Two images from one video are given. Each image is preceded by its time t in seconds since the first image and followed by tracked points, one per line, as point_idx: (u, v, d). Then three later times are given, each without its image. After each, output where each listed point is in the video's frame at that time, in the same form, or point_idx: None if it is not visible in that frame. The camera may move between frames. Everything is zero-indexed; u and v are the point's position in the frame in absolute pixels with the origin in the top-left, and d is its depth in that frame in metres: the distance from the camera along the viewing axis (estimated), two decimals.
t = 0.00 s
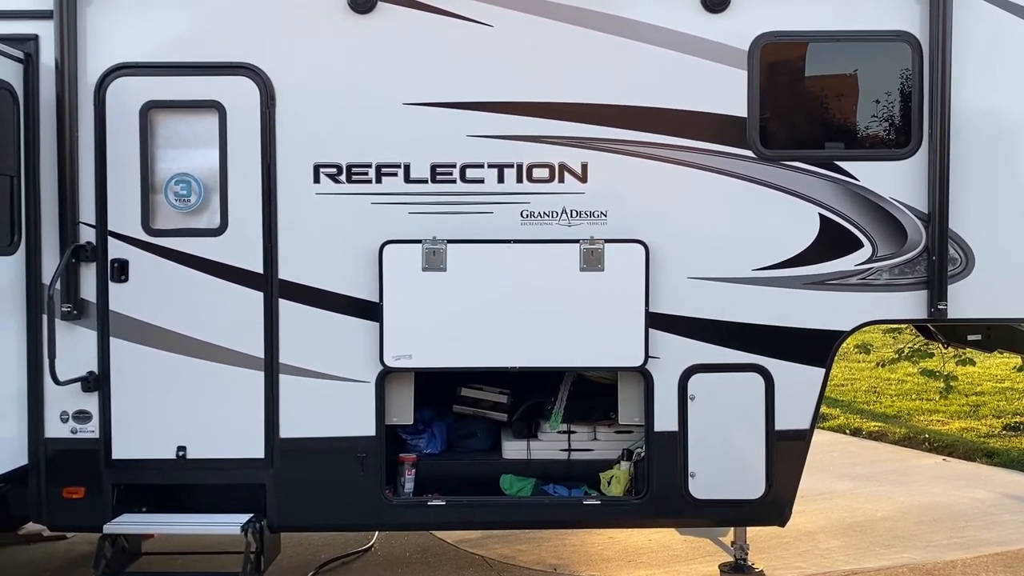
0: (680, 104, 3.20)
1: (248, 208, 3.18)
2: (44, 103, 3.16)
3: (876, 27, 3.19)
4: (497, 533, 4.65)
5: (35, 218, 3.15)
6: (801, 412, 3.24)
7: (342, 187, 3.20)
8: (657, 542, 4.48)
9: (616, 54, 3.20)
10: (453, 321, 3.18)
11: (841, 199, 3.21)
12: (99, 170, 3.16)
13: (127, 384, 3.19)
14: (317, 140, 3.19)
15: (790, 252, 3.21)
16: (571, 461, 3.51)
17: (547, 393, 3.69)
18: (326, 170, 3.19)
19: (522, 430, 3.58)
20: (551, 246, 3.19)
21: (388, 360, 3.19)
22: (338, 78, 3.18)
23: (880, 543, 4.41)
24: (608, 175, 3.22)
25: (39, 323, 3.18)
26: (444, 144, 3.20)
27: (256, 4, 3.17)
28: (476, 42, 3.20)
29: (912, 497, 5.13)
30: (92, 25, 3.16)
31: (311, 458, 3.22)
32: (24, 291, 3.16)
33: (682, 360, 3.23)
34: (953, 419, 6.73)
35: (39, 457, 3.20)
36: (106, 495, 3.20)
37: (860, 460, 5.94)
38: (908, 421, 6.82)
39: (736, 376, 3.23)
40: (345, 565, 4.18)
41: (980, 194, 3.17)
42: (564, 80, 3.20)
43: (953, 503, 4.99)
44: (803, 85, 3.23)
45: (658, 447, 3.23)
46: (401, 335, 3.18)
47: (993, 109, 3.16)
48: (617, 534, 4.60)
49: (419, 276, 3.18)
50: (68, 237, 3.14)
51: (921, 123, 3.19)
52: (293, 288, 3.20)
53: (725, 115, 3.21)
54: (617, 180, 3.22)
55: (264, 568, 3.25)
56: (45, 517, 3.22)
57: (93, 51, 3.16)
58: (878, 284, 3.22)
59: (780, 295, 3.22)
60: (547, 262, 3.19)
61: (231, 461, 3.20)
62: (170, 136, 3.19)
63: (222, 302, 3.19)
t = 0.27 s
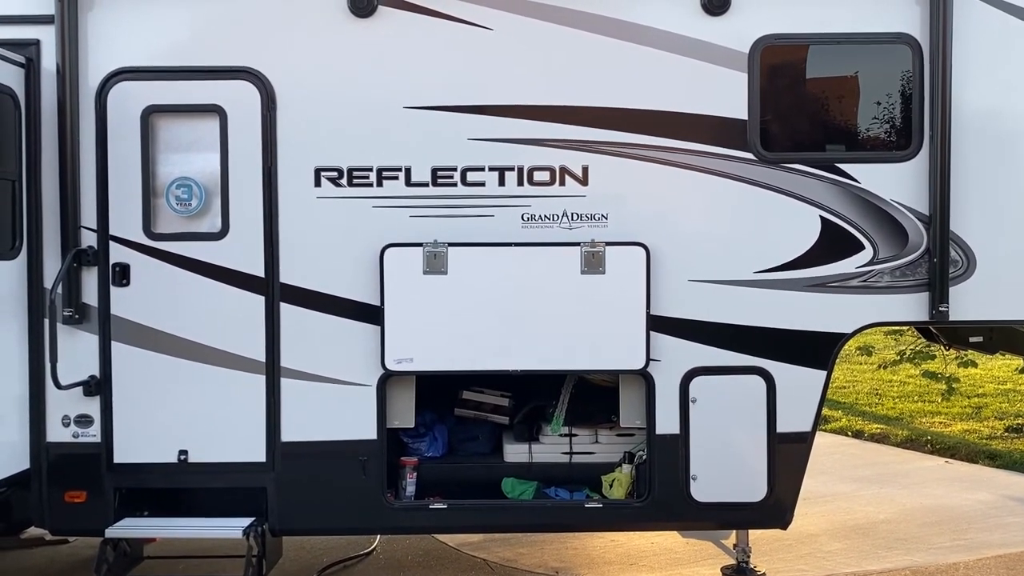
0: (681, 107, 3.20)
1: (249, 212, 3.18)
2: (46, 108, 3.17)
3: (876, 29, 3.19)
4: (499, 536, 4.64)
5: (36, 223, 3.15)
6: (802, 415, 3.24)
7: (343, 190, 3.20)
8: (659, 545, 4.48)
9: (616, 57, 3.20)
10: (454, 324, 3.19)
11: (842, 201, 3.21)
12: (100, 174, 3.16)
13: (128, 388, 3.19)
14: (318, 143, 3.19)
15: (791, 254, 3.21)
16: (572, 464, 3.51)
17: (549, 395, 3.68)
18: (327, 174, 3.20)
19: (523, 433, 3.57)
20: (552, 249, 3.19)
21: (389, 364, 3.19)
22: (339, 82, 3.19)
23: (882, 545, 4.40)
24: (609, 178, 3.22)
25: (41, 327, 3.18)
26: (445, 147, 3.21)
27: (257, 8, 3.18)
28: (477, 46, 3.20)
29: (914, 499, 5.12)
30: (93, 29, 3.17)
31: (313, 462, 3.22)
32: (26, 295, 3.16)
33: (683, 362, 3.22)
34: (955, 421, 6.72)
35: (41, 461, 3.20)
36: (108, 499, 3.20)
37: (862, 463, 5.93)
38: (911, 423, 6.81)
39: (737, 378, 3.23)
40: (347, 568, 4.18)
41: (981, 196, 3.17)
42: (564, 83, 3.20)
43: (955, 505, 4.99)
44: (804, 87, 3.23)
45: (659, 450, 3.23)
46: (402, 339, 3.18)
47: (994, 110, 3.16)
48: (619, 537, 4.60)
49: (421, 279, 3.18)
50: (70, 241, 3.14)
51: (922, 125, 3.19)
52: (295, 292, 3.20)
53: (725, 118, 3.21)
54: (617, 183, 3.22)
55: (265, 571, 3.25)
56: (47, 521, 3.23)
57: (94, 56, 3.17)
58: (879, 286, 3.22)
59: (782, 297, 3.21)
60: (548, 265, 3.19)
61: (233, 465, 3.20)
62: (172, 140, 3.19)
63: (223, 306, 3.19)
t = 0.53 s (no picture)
0: (682, 111, 3.21)
1: (252, 216, 3.18)
2: (48, 114, 3.17)
3: (877, 32, 3.19)
4: (502, 541, 4.64)
5: (39, 228, 3.16)
6: (805, 418, 3.23)
7: (345, 195, 3.21)
8: (662, 549, 4.48)
9: (618, 61, 3.20)
10: (457, 329, 3.19)
11: (844, 204, 3.21)
12: (103, 179, 3.17)
13: (131, 393, 3.19)
14: (320, 148, 3.20)
15: (793, 257, 3.21)
16: (575, 468, 3.50)
17: (550, 400, 3.72)
18: (329, 179, 3.20)
19: (526, 437, 3.59)
20: (554, 253, 3.19)
21: (391, 368, 3.19)
22: (341, 87, 3.19)
23: (886, 548, 4.39)
24: (610, 182, 3.22)
25: (43, 332, 3.19)
26: (447, 152, 3.21)
27: (259, 13, 3.18)
28: (478, 50, 3.20)
29: (918, 502, 5.11)
30: (95, 35, 3.17)
31: (315, 466, 3.22)
32: (28, 301, 3.16)
33: (686, 366, 3.22)
34: (958, 424, 6.71)
35: (44, 466, 3.21)
36: (111, 504, 3.20)
37: (865, 465, 5.93)
38: (914, 425, 6.80)
39: (739, 382, 3.23)
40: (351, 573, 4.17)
41: (983, 199, 3.17)
42: (566, 87, 3.20)
43: (958, 508, 4.98)
44: (805, 90, 3.23)
45: (662, 454, 3.23)
46: (405, 343, 3.18)
47: (996, 113, 3.16)
48: (622, 540, 4.60)
49: (423, 284, 3.18)
50: (72, 247, 3.15)
51: (923, 128, 3.19)
52: (297, 296, 3.20)
53: (727, 121, 3.21)
54: (619, 186, 3.22)
55: None
56: (50, 526, 3.23)
57: (96, 62, 3.18)
58: (881, 289, 3.21)
59: (784, 301, 3.21)
60: (550, 269, 3.19)
61: (236, 469, 3.20)
62: (174, 145, 3.19)
63: (226, 311, 3.19)
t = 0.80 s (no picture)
0: (685, 113, 3.20)
1: (254, 220, 3.18)
2: (51, 118, 3.18)
3: (880, 35, 3.19)
4: (506, 544, 4.63)
5: (42, 232, 3.16)
6: (809, 421, 3.22)
7: (348, 198, 3.20)
8: (666, 553, 4.47)
9: (620, 64, 3.20)
10: (459, 332, 3.18)
11: (847, 206, 3.20)
12: (105, 183, 3.17)
13: (134, 397, 3.19)
14: (322, 151, 3.20)
15: (796, 260, 3.20)
16: (578, 471, 3.49)
17: (553, 403, 3.70)
18: (332, 182, 3.20)
19: (529, 440, 3.57)
20: (556, 256, 3.19)
21: (394, 371, 3.18)
22: (343, 90, 3.19)
23: (890, 551, 4.38)
24: (613, 184, 3.22)
25: (46, 336, 3.19)
26: (449, 155, 3.21)
27: (261, 17, 3.19)
28: (480, 53, 3.20)
29: (922, 505, 5.10)
30: (98, 39, 3.18)
31: (318, 470, 3.22)
32: (31, 305, 3.17)
33: (689, 369, 3.22)
34: (962, 427, 6.70)
35: (46, 470, 3.20)
36: (114, 508, 3.20)
37: (869, 468, 5.91)
38: (917, 428, 6.78)
39: (743, 384, 3.22)
40: None
41: (986, 200, 3.17)
42: (568, 90, 3.20)
43: (963, 511, 4.96)
44: (807, 92, 3.22)
45: (665, 457, 3.22)
46: (407, 346, 3.18)
47: (998, 114, 3.15)
48: (626, 544, 4.59)
49: (425, 287, 3.18)
50: (75, 251, 3.15)
51: (927, 130, 3.18)
52: (300, 300, 3.20)
53: (729, 123, 3.21)
54: (621, 189, 3.22)
55: None
56: (53, 530, 3.22)
57: (99, 66, 3.18)
58: (884, 291, 3.21)
59: (787, 303, 3.21)
60: (553, 271, 3.19)
61: (239, 473, 3.20)
62: (176, 149, 3.20)
63: (228, 314, 3.19)
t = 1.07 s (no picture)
0: (687, 117, 3.21)
1: (258, 224, 3.19)
2: (56, 123, 3.19)
3: (882, 38, 3.19)
4: (508, 549, 4.63)
5: (46, 238, 3.17)
6: (812, 424, 3.22)
7: (351, 203, 3.21)
8: (669, 557, 4.46)
9: (622, 68, 3.21)
10: (462, 336, 3.19)
11: (849, 210, 3.20)
12: (109, 188, 3.18)
13: (137, 402, 3.20)
14: (325, 156, 3.20)
15: (798, 263, 3.20)
16: (582, 475, 3.50)
17: (556, 407, 3.68)
18: (334, 187, 3.21)
19: (531, 444, 3.55)
20: (559, 260, 3.19)
21: (397, 376, 3.19)
22: (346, 95, 3.20)
23: (894, 555, 4.37)
24: (615, 189, 3.22)
25: (50, 341, 3.20)
26: (452, 159, 3.22)
27: (264, 23, 3.20)
28: (483, 58, 3.21)
29: (926, 509, 5.09)
30: (102, 45, 3.19)
31: (321, 474, 3.22)
32: (35, 310, 3.17)
33: (692, 373, 3.22)
34: (966, 430, 6.68)
35: (50, 475, 3.21)
36: (117, 513, 3.21)
37: (872, 472, 5.90)
38: (921, 432, 6.77)
39: (746, 388, 3.22)
40: None
41: (989, 204, 3.17)
42: (570, 95, 3.21)
43: (967, 515, 4.95)
44: (810, 96, 3.23)
45: (668, 461, 3.22)
46: (410, 350, 3.18)
47: (1000, 118, 3.16)
48: (629, 548, 4.58)
49: (428, 291, 3.18)
50: (79, 256, 3.16)
51: (929, 133, 3.18)
52: (303, 304, 3.20)
53: (731, 127, 3.21)
54: (624, 193, 3.22)
55: None
56: (56, 535, 3.23)
57: (103, 71, 3.19)
58: (887, 295, 3.20)
59: (790, 307, 3.21)
60: (556, 276, 3.19)
61: (242, 478, 3.20)
62: (180, 154, 3.21)
63: (232, 319, 3.20)
